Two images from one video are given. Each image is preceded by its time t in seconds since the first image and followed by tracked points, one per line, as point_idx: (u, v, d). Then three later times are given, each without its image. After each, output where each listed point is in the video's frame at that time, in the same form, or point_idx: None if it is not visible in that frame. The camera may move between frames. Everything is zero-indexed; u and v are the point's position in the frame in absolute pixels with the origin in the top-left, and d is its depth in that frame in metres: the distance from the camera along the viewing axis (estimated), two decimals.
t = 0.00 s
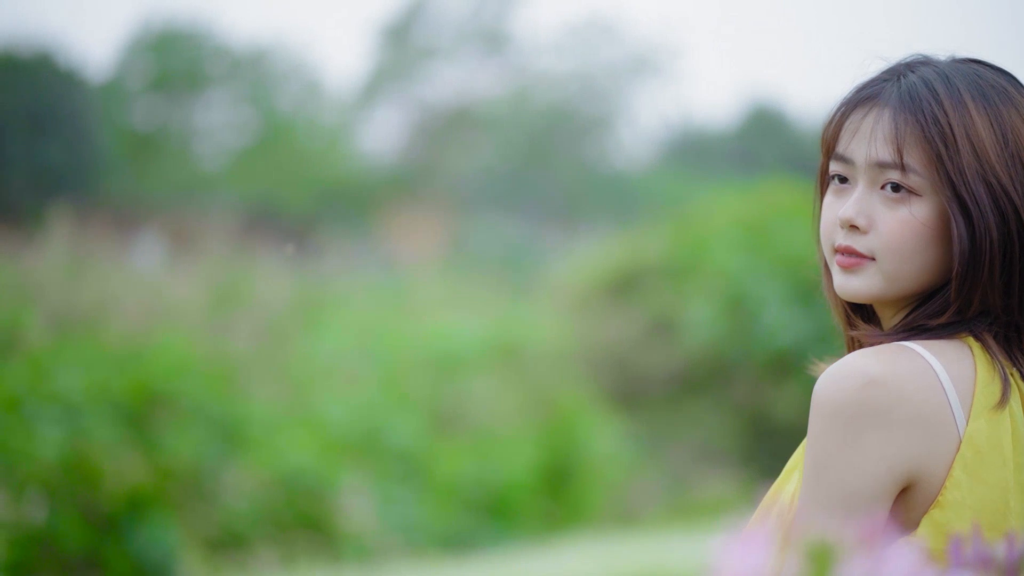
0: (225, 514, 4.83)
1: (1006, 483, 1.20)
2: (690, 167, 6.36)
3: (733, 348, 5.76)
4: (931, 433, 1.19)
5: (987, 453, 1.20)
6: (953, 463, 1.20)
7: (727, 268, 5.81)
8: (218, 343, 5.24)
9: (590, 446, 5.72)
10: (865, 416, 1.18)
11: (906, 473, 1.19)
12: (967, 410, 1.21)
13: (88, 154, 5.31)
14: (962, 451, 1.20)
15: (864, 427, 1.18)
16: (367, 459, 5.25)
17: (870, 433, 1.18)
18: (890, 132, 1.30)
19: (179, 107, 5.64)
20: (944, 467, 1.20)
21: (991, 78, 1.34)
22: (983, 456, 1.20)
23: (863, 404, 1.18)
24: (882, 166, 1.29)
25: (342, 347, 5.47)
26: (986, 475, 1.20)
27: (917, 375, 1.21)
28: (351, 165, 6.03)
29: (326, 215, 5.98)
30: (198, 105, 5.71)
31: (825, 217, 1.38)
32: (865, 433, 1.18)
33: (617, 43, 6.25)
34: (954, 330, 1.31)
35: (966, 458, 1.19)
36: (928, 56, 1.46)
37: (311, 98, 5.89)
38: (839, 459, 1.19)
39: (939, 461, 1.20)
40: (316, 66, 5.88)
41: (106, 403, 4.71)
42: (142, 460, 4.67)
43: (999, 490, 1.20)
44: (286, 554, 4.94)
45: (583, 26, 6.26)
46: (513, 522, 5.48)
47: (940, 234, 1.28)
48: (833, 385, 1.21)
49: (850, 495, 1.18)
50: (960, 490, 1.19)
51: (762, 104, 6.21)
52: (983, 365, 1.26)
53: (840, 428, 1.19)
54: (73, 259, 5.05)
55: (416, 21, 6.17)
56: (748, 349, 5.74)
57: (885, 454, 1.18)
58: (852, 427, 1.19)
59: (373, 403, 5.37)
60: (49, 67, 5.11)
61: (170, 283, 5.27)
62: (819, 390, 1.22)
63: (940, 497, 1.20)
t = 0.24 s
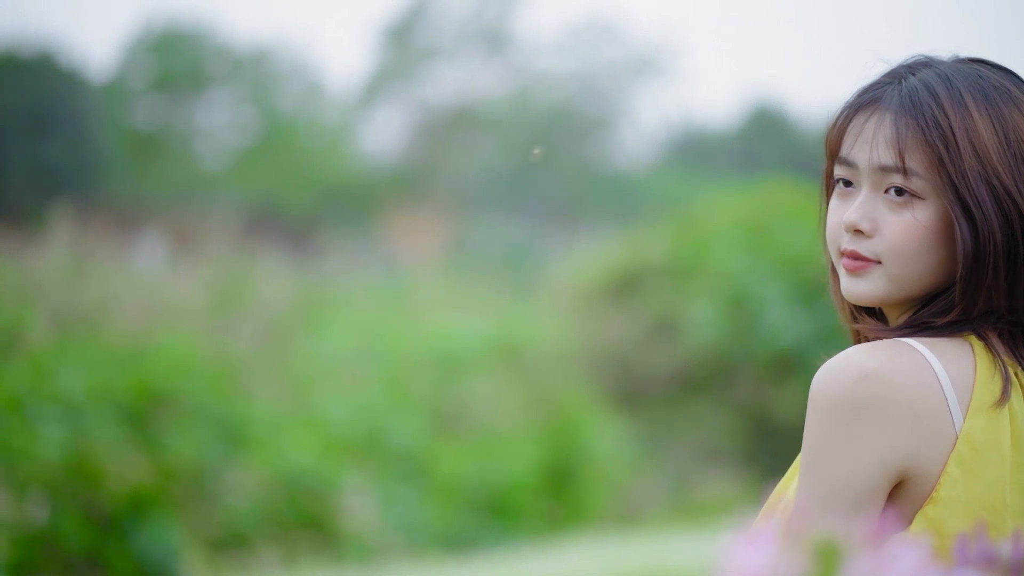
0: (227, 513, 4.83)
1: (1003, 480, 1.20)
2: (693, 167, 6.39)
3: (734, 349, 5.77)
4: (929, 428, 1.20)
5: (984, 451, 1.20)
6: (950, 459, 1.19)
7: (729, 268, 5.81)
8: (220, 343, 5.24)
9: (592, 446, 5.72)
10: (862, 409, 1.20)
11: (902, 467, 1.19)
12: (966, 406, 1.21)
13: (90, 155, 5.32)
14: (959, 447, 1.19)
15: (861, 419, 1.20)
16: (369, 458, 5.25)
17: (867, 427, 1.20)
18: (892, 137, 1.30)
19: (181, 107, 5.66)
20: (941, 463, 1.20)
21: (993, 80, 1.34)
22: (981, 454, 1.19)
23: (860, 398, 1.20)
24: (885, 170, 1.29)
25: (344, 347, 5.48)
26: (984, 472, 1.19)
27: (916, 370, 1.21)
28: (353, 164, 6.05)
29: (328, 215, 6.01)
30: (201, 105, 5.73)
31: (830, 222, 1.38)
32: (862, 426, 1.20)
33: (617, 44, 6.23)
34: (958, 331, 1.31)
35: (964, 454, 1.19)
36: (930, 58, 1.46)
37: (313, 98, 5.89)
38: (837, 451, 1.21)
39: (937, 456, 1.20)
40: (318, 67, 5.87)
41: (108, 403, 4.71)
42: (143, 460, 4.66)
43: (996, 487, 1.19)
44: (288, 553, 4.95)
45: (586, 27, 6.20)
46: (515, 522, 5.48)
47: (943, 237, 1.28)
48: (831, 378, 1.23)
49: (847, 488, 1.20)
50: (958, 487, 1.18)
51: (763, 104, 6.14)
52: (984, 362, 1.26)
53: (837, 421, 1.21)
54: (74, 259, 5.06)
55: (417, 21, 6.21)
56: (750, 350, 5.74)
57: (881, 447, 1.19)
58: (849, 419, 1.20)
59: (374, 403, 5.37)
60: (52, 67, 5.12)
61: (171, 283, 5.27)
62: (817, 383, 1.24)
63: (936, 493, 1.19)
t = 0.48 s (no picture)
0: (229, 513, 4.85)
1: (1001, 480, 1.20)
2: (694, 168, 6.40)
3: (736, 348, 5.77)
4: (928, 428, 1.20)
5: (983, 452, 1.20)
6: (949, 459, 1.20)
7: (731, 268, 5.78)
8: (222, 343, 5.24)
9: (593, 446, 5.73)
10: (861, 409, 1.20)
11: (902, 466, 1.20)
12: (965, 407, 1.22)
13: (92, 155, 5.29)
14: (958, 448, 1.20)
15: (861, 419, 1.20)
16: (371, 458, 5.26)
17: (866, 426, 1.20)
18: (895, 141, 1.30)
19: (182, 107, 5.64)
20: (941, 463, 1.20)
21: (994, 82, 1.34)
22: (979, 454, 1.20)
23: (859, 398, 1.20)
24: (888, 174, 1.30)
25: (346, 346, 5.48)
26: (983, 472, 1.20)
27: (915, 370, 1.22)
28: (356, 164, 6.04)
29: (330, 215, 6.01)
30: (203, 104, 5.71)
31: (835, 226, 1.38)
32: (861, 426, 1.20)
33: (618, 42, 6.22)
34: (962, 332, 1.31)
35: (962, 454, 1.20)
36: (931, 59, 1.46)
37: (314, 98, 5.90)
38: (835, 450, 1.21)
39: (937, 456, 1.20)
40: (321, 65, 5.89)
41: (110, 403, 4.72)
42: (146, 460, 4.68)
43: (995, 487, 1.20)
44: (290, 553, 4.97)
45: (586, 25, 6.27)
46: (518, 522, 5.49)
47: (948, 240, 1.29)
48: (831, 378, 1.23)
49: (845, 487, 1.20)
50: (956, 487, 1.19)
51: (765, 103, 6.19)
52: (984, 363, 1.26)
53: (837, 421, 1.21)
54: (75, 259, 5.07)
55: (419, 21, 6.16)
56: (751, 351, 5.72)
57: (880, 447, 1.19)
58: (849, 419, 1.21)
59: (376, 403, 5.37)
60: (53, 66, 5.10)
61: (173, 283, 5.27)
62: (818, 383, 1.25)
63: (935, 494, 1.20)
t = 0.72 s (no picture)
0: (231, 514, 4.86)
1: (1006, 482, 1.22)
2: (694, 168, 6.40)
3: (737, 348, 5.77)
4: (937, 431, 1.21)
5: (988, 454, 1.22)
6: (957, 462, 1.21)
7: (732, 269, 5.79)
8: (224, 343, 5.24)
9: (595, 446, 5.74)
10: (868, 412, 1.20)
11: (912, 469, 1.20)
12: (972, 409, 1.23)
13: (93, 155, 5.27)
14: (965, 452, 1.21)
15: (868, 421, 1.20)
16: (373, 458, 5.26)
17: (873, 429, 1.20)
18: (902, 144, 1.30)
19: (183, 108, 5.62)
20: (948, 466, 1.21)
21: (999, 85, 1.35)
22: (985, 456, 1.21)
23: (867, 400, 1.20)
24: (895, 176, 1.30)
25: (347, 346, 5.49)
26: (988, 476, 1.21)
27: (923, 373, 1.22)
28: (357, 165, 6.04)
29: (330, 215, 6.01)
30: (204, 105, 5.70)
31: (840, 227, 1.38)
32: (869, 428, 1.20)
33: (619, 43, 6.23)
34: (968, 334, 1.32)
35: (969, 457, 1.21)
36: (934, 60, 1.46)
37: (316, 98, 5.90)
38: (842, 453, 1.21)
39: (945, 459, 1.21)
40: (322, 65, 5.90)
41: (113, 403, 4.73)
42: (147, 459, 4.69)
43: (998, 489, 1.22)
44: (292, 552, 4.99)
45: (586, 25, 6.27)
46: (520, 522, 5.50)
47: (953, 242, 1.29)
48: (838, 381, 1.23)
49: (850, 490, 1.20)
50: (964, 490, 1.20)
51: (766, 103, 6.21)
52: (989, 367, 1.27)
53: (844, 424, 1.21)
54: (76, 259, 5.04)
55: (421, 21, 6.15)
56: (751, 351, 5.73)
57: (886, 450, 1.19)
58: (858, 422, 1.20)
59: (378, 403, 5.38)
60: (54, 66, 5.07)
61: (174, 283, 5.27)
62: (825, 386, 1.25)
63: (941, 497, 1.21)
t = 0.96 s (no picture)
0: (232, 514, 4.87)
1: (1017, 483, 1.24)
2: (695, 168, 6.41)
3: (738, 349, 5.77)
4: (953, 435, 1.21)
5: (1002, 457, 1.23)
6: (973, 466, 1.22)
7: (732, 269, 5.79)
8: (224, 343, 5.25)
9: (595, 446, 5.73)
10: (886, 413, 1.20)
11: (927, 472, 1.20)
12: (988, 413, 1.23)
13: (94, 155, 5.28)
14: (981, 456, 1.22)
15: (887, 424, 1.20)
16: (374, 458, 5.26)
17: (890, 431, 1.20)
18: (908, 144, 1.31)
19: (185, 108, 5.62)
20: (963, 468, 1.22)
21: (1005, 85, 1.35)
22: (999, 459, 1.22)
23: (886, 403, 1.20)
24: (901, 177, 1.30)
25: (347, 346, 5.49)
26: (1001, 477, 1.23)
27: (941, 377, 1.22)
28: (357, 165, 6.04)
29: (331, 215, 6.01)
30: (206, 106, 5.70)
31: (845, 227, 1.39)
32: (887, 431, 1.20)
33: (619, 44, 6.20)
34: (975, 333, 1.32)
35: (984, 460, 1.22)
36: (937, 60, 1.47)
37: (317, 98, 5.89)
38: (859, 455, 1.20)
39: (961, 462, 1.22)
40: (323, 65, 5.89)
41: (114, 403, 4.73)
42: (149, 459, 4.70)
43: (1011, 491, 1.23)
44: (293, 552, 5.00)
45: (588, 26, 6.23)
46: (521, 522, 5.50)
47: (960, 242, 1.30)
48: (854, 384, 1.23)
49: (867, 492, 1.20)
50: (978, 492, 1.21)
51: (766, 104, 6.16)
52: (1003, 369, 1.27)
53: (860, 425, 1.21)
54: (76, 259, 5.04)
55: (422, 21, 6.14)
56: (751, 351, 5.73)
57: (903, 454, 1.19)
58: (876, 425, 1.20)
59: (378, 403, 5.38)
60: (55, 66, 5.08)
61: (174, 282, 5.27)
62: (840, 388, 1.25)
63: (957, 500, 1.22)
